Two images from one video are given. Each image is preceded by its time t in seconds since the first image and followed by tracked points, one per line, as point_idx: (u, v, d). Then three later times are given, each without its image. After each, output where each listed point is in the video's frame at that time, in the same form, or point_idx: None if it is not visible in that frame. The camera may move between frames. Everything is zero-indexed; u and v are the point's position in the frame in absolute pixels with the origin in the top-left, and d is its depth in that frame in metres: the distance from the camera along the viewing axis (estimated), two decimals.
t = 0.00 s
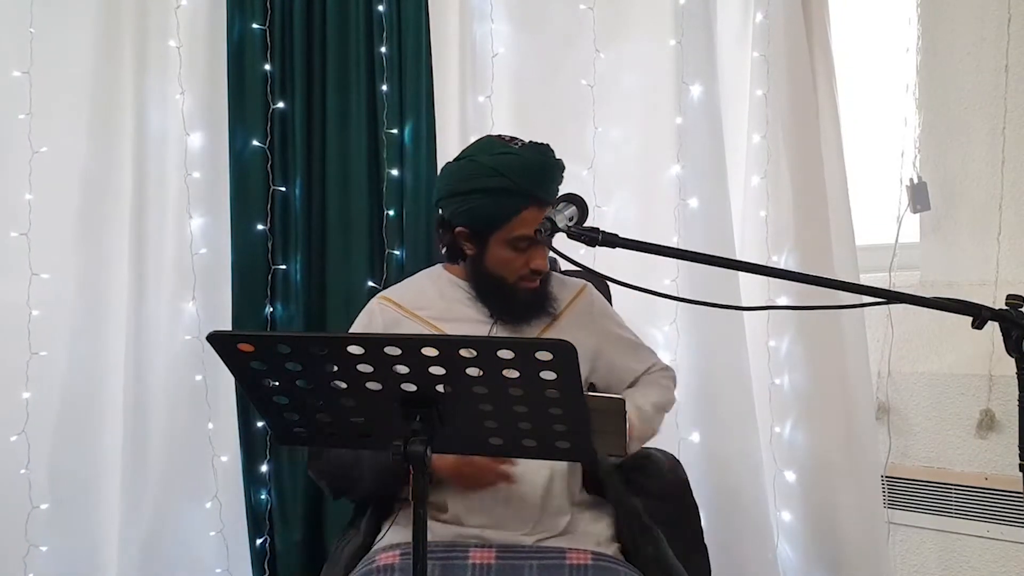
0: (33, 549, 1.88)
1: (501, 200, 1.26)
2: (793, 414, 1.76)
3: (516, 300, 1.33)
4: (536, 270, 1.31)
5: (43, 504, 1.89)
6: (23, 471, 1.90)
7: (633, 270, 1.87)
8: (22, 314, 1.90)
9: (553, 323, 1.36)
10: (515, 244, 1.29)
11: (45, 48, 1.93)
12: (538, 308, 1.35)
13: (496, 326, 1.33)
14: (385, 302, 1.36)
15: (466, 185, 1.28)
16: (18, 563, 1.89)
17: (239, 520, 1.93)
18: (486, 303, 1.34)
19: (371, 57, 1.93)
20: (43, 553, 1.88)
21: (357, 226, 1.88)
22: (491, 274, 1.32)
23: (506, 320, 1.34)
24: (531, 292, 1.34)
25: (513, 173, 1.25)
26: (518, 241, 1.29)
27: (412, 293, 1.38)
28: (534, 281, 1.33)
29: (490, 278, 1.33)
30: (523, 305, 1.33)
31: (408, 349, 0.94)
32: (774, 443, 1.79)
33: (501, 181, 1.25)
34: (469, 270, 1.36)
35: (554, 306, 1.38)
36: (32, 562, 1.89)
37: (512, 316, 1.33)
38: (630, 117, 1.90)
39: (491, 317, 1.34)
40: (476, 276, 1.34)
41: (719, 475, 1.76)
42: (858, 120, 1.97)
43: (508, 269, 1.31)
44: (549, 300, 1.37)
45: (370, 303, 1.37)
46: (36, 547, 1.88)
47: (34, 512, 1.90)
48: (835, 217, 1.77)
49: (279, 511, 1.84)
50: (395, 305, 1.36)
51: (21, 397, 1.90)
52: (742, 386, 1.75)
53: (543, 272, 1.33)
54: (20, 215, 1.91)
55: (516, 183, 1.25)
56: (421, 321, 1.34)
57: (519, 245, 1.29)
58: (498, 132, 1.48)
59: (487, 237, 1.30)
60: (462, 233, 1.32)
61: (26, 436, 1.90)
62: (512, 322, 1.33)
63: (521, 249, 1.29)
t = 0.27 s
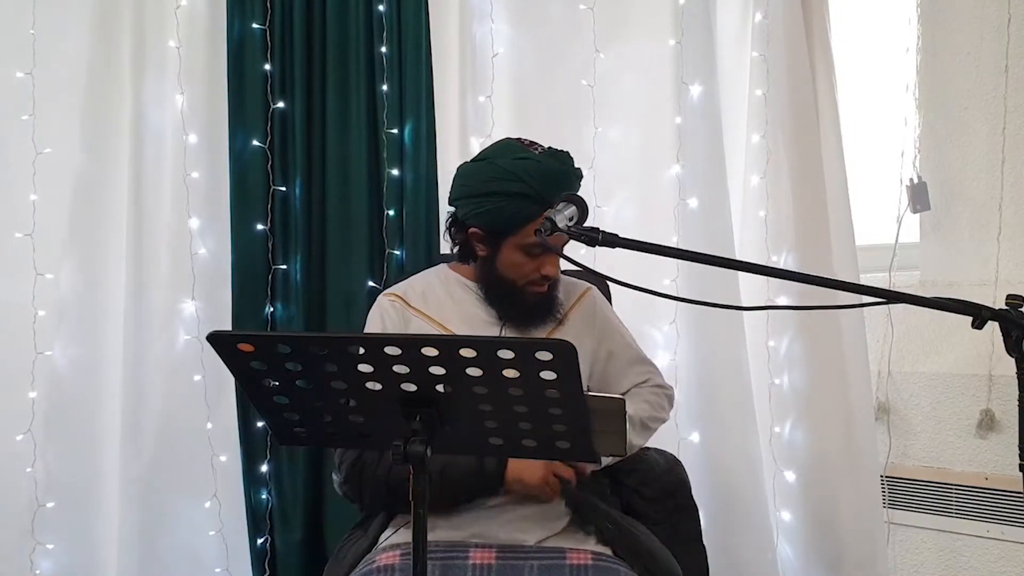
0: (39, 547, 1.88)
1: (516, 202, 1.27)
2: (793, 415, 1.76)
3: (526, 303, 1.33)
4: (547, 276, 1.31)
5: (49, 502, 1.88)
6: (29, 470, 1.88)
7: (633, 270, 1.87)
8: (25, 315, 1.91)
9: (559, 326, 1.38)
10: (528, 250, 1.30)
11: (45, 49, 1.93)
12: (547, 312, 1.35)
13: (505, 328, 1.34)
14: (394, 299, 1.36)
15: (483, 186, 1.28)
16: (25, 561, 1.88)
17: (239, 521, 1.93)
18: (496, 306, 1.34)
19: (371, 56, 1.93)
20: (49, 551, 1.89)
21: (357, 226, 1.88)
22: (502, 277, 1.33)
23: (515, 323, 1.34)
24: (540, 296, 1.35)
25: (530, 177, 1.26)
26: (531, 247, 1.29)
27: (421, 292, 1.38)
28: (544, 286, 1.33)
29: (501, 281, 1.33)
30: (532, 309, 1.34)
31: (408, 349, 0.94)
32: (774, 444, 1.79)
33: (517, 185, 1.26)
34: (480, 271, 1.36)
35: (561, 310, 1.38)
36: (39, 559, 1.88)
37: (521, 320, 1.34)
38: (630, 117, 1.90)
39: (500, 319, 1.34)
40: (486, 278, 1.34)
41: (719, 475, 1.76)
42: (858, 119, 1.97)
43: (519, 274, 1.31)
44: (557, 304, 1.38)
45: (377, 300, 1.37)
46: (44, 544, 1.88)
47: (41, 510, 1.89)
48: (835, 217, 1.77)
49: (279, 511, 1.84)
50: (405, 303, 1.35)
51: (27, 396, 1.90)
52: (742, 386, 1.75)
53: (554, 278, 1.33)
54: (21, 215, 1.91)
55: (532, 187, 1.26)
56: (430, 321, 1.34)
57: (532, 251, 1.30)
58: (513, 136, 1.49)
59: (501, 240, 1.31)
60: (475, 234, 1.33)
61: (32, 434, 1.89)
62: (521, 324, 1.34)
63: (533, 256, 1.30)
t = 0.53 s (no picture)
0: (41, 546, 1.88)
1: (520, 204, 1.27)
2: (793, 415, 1.76)
3: (529, 305, 1.33)
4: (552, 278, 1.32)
5: (50, 501, 1.88)
6: (32, 469, 1.88)
7: (633, 270, 1.87)
8: (27, 315, 1.90)
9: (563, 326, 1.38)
10: (533, 252, 1.31)
11: (45, 49, 1.93)
12: (550, 315, 1.36)
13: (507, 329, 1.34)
14: (397, 299, 1.36)
15: (489, 188, 1.28)
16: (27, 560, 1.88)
17: (238, 521, 1.92)
18: (500, 307, 1.34)
19: (371, 56, 1.93)
20: (51, 550, 1.89)
21: (357, 225, 1.88)
22: (506, 278, 1.33)
23: (517, 324, 1.34)
24: (543, 298, 1.35)
25: (535, 179, 1.26)
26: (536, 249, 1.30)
27: (423, 292, 1.38)
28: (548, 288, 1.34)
29: (505, 282, 1.33)
30: (535, 310, 1.34)
31: (409, 349, 0.94)
32: (774, 444, 1.79)
33: (522, 187, 1.27)
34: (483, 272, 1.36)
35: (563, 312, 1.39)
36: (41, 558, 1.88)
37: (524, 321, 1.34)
38: (630, 117, 1.90)
39: (502, 319, 1.34)
40: (490, 280, 1.34)
41: (719, 475, 1.76)
42: (858, 119, 1.97)
43: (524, 276, 1.32)
44: (560, 307, 1.38)
45: (380, 299, 1.37)
46: (45, 543, 1.88)
47: (42, 509, 1.89)
48: (835, 216, 1.76)
49: (279, 511, 1.84)
50: (407, 303, 1.35)
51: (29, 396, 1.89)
52: (742, 386, 1.75)
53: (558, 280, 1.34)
54: (21, 215, 1.91)
55: (537, 189, 1.26)
56: (432, 321, 1.34)
57: (538, 253, 1.31)
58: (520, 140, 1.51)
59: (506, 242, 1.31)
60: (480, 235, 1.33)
61: (34, 433, 1.88)
62: (523, 326, 1.33)
63: (538, 258, 1.31)
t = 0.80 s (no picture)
0: (39, 546, 1.88)
1: (520, 205, 1.27)
2: (793, 415, 1.76)
3: (529, 305, 1.33)
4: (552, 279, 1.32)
5: (48, 501, 1.88)
6: (29, 469, 1.88)
7: (634, 270, 1.87)
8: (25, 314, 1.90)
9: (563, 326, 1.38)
10: (534, 253, 1.30)
11: (45, 49, 1.93)
12: (550, 315, 1.36)
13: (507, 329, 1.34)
14: (398, 299, 1.36)
15: (490, 188, 1.28)
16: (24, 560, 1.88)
17: (239, 521, 1.93)
18: (500, 307, 1.34)
19: (371, 56, 1.93)
20: (49, 550, 1.89)
21: (357, 225, 1.88)
22: (506, 279, 1.33)
23: (517, 324, 1.34)
24: (544, 298, 1.35)
25: (535, 179, 1.26)
26: (537, 250, 1.30)
27: (423, 292, 1.38)
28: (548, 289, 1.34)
29: (506, 283, 1.33)
30: (536, 311, 1.34)
31: (409, 349, 0.94)
32: (774, 444, 1.79)
33: (522, 187, 1.27)
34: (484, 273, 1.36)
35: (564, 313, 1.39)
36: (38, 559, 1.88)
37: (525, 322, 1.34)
38: (630, 117, 1.90)
39: (501, 320, 1.34)
40: (490, 280, 1.34)
41: (719, 474, 1.76)
42: (858, 119, 1.97)
43: (524, 276, 1.32)
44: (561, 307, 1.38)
45: (380, 299, 1.37)
46: (43, 543, 1.88)
47: (40, 510, 1.88)
48: (835, 216, 1.76)
49: (279, 511, 1.84)
50: (408, 304, 1.35)
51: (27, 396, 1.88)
52: (743, 386, 1.75)
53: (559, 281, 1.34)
54: (20, 215, 1.91)
55: (537, 190, 1.26)
56: (432, 321, 1.34)
57: (538, 254, 1.30)
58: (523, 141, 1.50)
59: (506, 242, 1.31)
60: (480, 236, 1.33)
61: (32, 433, 1.88)
62: (523, 326, 1.33)
63: (539, 258, 1.30)
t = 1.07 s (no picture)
0: (35, 548, 1.88)
1: (520, 204, 1.27)
2: (793, 415, 1.76)
3: (529, 305, 1.33)
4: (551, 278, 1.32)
5: (45, 502, 1.88)
6: (25, 470, 1.87)
7: (634, 270, 1.87)
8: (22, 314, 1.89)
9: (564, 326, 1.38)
10: (533, 252, 1.30)
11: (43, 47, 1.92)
12: (550, 315, 1.35)
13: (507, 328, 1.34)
14: (400, 298, 1.36)
15: (489, 187, 1.28)
16: (19, 561, 1.87)
17: (239, 521, 1.93)
18: (500, 306, 1.34)
19: (371, 56, 1.93)
20: (44, 551, 1.88)
21: (357, 225, 1.88)
22: (506, 277, 1.33)
23: (517, 323, 1.34)
24: (544, 298, 1.35)
25: (535, 178, 1.26)
26: (535, 249, 1.30)
27: (425, 292, 1.38)
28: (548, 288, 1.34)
29: (505, 281, 1.33)
30: (535, 310, 1.34)
31: (409, 349, 0.94)
32: (774, 444, 1.79)
33: (522, 186, 1.27)
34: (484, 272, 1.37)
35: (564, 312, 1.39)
36: (33, 560, 1.88)
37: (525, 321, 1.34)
38: (630, 117, 1.90)
39: (502, 319, 1.35)
40: (490, 279, 1.35)
41: (720, 474, 1.76)
42: (858, 120, 1.97)
43: (523, 275, 1.32)
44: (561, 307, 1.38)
45: (382, 299, 1.37)
46: (39, 544, 1.88)
47: (36, 511, 1.88)
48: (835, 216, 1.77)
49: (279, 511, 1.84)
50: (409, 303, 1.36)
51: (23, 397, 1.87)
52: (743, 386, 1.75)
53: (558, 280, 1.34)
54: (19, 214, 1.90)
55: (537, 189, 1.26)
56: (433, 320, 1.34)
57: (537, 253, 1.30)
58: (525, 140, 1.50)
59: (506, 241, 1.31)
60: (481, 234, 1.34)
61: (28, 434, 1.87)
62: (523, 325, 1.33)
63: (537, 257, 1.30)
